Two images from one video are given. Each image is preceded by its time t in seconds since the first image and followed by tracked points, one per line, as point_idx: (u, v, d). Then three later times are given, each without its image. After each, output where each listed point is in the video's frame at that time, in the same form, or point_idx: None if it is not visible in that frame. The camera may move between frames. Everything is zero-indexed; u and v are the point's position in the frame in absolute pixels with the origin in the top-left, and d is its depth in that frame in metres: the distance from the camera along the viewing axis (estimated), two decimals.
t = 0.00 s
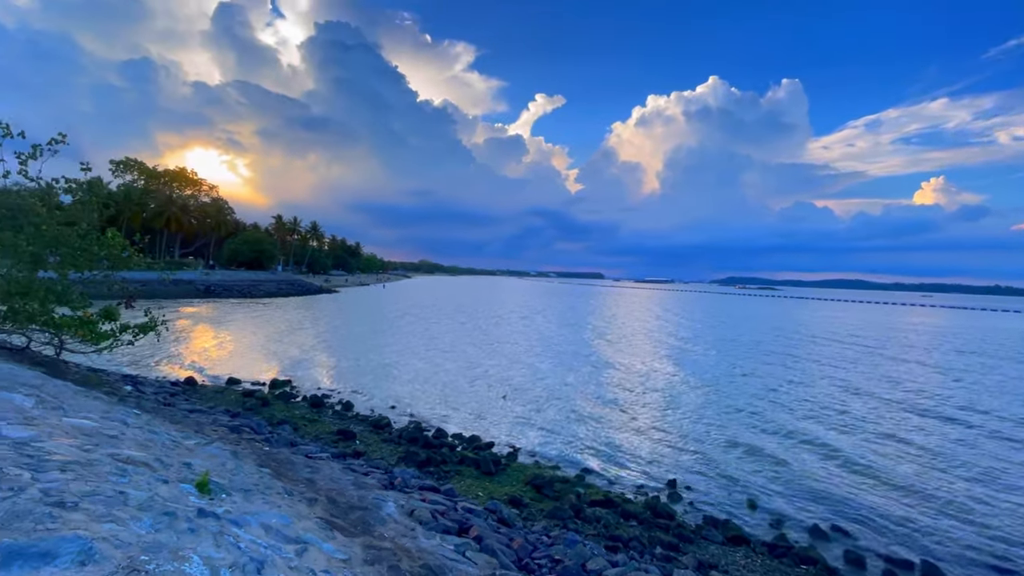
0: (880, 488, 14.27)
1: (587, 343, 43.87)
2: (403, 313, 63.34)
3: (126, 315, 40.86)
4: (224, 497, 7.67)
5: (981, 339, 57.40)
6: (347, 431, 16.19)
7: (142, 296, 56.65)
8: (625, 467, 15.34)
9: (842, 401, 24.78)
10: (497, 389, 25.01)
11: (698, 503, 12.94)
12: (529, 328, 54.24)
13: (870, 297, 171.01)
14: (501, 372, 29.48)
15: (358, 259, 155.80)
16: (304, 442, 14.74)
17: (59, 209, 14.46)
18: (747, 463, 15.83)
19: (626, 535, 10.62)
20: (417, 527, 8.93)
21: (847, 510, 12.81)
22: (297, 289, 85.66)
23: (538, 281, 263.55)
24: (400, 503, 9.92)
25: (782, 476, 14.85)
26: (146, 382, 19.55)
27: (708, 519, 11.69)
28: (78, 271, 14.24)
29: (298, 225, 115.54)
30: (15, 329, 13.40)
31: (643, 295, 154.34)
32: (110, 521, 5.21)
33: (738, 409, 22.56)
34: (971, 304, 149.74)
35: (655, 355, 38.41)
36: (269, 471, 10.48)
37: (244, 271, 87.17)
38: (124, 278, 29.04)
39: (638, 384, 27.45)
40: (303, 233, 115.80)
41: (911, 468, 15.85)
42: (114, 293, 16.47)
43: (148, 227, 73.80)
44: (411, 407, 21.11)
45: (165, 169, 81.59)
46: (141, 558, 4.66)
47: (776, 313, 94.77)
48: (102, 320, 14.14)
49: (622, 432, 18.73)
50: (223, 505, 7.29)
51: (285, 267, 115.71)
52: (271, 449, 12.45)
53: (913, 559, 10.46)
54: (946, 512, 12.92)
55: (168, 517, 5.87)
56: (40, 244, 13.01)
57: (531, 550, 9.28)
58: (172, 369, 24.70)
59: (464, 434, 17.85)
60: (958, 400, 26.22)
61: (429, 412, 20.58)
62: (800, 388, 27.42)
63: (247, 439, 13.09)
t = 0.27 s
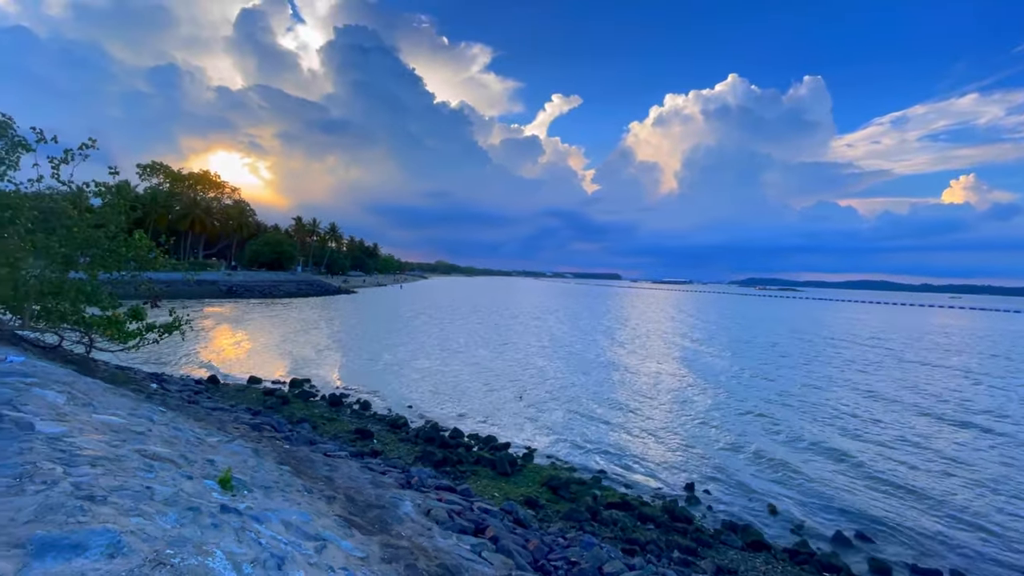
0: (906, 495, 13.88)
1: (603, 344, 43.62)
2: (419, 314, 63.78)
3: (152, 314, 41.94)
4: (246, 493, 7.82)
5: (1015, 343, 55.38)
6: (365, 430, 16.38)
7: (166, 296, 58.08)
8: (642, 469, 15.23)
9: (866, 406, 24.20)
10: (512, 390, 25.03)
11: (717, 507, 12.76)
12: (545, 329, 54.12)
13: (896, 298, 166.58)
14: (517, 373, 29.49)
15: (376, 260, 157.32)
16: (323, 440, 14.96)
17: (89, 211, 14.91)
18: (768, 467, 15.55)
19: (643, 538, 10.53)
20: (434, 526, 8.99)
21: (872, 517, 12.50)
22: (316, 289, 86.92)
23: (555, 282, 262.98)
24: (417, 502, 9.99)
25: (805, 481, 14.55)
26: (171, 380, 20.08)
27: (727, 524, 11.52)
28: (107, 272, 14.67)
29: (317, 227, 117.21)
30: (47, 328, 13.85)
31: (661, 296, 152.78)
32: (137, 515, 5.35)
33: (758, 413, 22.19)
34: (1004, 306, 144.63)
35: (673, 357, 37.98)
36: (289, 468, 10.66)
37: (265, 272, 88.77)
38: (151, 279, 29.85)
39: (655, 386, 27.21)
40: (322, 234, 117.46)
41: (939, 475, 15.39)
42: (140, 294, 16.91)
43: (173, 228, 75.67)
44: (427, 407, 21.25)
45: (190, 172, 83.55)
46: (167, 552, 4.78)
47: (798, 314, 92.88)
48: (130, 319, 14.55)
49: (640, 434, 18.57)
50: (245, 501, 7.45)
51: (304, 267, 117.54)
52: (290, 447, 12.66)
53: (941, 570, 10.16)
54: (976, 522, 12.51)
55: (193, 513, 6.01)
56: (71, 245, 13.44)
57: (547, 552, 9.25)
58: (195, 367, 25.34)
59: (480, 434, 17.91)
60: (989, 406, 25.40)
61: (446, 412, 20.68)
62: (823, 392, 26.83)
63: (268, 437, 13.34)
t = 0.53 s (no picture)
0: (924, 500, 13.61)
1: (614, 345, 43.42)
2: (430, 314, 64.04)
3: (169, 314, 42.66)
4: (260, 492, 7.92)
5: None
6: (377, 430, 16.50)
7: (183, 296, 59.00)
8: (653, 471, 15.14)
9: (883, 409, 23.81)
10: (523, 391, 25.04)
11: (730, 510, 12.63)
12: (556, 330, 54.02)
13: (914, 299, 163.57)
14: (528, 373, 29.49)
15: (388, 260, 158.28)
16: (335, 439, 15.11)
17: (108, 213, 15.20)
18: (781, 470, 15.36)
19: (654, 540, 10.47)
20: (445, 526, 9.02)
21: (888, 522, 12.29)
22: (328, 289, 87.72)
23: (565, 282, 262.36)
24: (428, 502, 10.03)
25: (819, 485, 14.35)
26: (187, 379, 20.41)
27: (740, 527, 11.40)
28: (125, 272, 14.94)
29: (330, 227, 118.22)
30: (68, 327, 14.13)
31: (673, 297, 151.72)
32: (154, 512, 5.44)
33: (772, 415, 21.94)
34: None
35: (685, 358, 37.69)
36: (302, 467, 10.78)
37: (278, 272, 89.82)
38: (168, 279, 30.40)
39: (667, 387, 27.04)
40: (335, 234, 118.45)
41: (959, 480, 15.07)
42: (157, 294, 17.21)
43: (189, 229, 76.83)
44: (438, 407, 21.35)
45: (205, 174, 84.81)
46: (182, 548, 4.86)
47: (812, 315, 91.67)
48: (147, 319, 14.79)
49: (651, 435, 18.47)
50: (258, 499, 7.54)
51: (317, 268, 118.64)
52: (303, 446, 12.81)
53: None
54: (998, 529, 12.23)
55: (207, 509, 6.11)
56: (91, 246, 13.71)
57: (557, 553, 9.23)
58: (210, 367, 25.74)
59: (491, 435, 17.95)
60: (1010, 410, 24.87)
61: (456, 412, 20.75)
62: (839, 395, 26.42)
63: (281, 435, 13.50)
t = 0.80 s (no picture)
0: (935, 504, 13.45)
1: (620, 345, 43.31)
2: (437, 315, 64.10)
3: (178, 314, 43.02)
4: (268, 491, 7.97)
5: None
6: (383, 430, 16.55)
7: (192, 296, 59.51)
8: (659, 472, 15.07)
9: (893, 411, 23.57)
10: (529, 391, 25.02)
11: (738, 512, 12.55)
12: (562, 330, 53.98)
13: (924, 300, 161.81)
14: (534, 374, 29.49)
15: (394, 261, 158.66)
16: (342, 439, 15.17)
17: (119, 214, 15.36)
18: (790, 472, 15.24)
19: (662, 542, 10.42)
20: (451, 526, 9.04)
21: (899, 525, 12.16)
22: (335, 289, 88.13)
23: (572, 283, 261.76)
24: (434, 502, 10.05)
25: (828, 487, 14.22)
26: (196, 378, 20.58)
27: (748, 529, 11.31)
28: (136, 272, 15.09)
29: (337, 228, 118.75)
30: (79, 326, 14.30)
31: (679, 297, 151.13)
32: (164, 510, 5.49)
33: (780, 416, 21.79)
34: None
35: (692, 359, 37.54)
36: (310, 466, 10.83)
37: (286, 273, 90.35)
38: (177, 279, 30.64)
39: (673, 388, 26.92)
40: (342, 235, 119.01)
41: (970, 483, 14.89)
42: (166, 294, 17.35)
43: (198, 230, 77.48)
44: (444, 407, 21.40)
45: (214, 175, 85.47)
46: (192, 546, 4.89)
47: (820, 316, 91.01)
48: (157, 319, 14.93)
49: (658, 436, 18.39)
50: (267, 498, 7.58)
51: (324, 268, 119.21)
52: (311, 445, 12.87)
53: None
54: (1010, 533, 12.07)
55: (216, 508, 6.14)
56: (102, 247, 13.85)
57: (564, 554, 9.22)
58: (219, 366, 25.95)
59: (497, 435, 17.95)
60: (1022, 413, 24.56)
61: (462, 412, 20.78)
62: (848, 397, 26.19)
63: (289, 435, 13.58)
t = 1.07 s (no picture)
0: (941, 505, 13.36)
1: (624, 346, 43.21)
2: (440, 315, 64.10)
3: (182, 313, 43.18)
4: (272, 490, 7.98)
5: None
6: (387, 430, 16.57)
7: (196, 296, 59.73)
8: (662, 472, 15.05)
9: (898, 412, 23.44)
10: (532, 391, 25.01)
11: (742, 513, 12.51)
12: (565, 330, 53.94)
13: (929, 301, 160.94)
14: (537, 374, 29.49)
15: (397, 261, 158.80)
16: (346, 438, 15.19)
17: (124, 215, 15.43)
18: (793, 473, 15.17)
19: (665, 543, 10.41)
20: (455, 526, 9.04)
21: (904, 526, 12.09)
22: (338, 289, 88.25)
23: (575, 283, 261.45)
24: (438, 502, 10.06)
25: (833, 488, 14.15)
26: (201, 378, 20.65)
27: (752, 530, 11.27)
28: (141, 273, 15.15)
29: (340, 228, 118.93)
30: (85, 326, 14.37)
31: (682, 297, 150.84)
32: (170, 510, 5.51)
33: (784, 417, 21.71)
34: None
35: (695, 359, 37.44)
36: (314, 466, 10.85)
37: (289, 273, 90.61)
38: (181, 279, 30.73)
39: (676, 388, 26.85)
40: (345, 235, 119.20)
41: (976, 485, 14.81)
42: (171, 294, 17.43)
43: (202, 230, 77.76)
44: (447, 407, 21.41)
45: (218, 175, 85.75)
46: (198, 545, 4.91)
47: (823, 316, 90.71)
48: (161, 319, 15.00)
49: (661, 437, 18.36)
50: (271, 497, 7.60)
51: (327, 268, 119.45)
52: (314, 445, 12.89)
53: None
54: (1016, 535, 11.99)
55: (221, 508, 6.17)
56: (107, 247, 13.91)
57: (568, 554, 9.21)
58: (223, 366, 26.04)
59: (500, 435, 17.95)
60: None
61: (465, 413, 20.79)
62: (853, 397, 26.06)
63: (292, 434, 13.61)
